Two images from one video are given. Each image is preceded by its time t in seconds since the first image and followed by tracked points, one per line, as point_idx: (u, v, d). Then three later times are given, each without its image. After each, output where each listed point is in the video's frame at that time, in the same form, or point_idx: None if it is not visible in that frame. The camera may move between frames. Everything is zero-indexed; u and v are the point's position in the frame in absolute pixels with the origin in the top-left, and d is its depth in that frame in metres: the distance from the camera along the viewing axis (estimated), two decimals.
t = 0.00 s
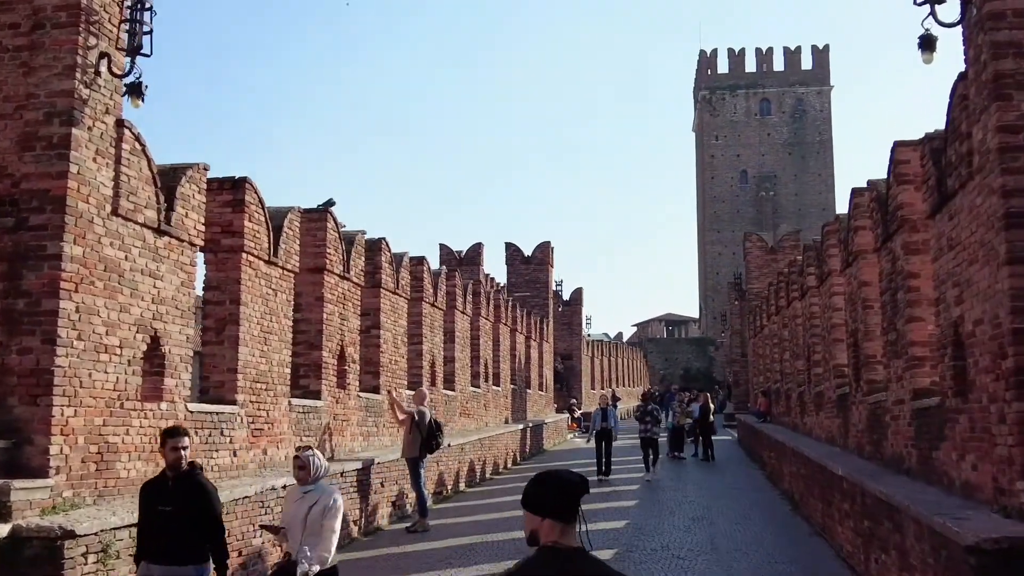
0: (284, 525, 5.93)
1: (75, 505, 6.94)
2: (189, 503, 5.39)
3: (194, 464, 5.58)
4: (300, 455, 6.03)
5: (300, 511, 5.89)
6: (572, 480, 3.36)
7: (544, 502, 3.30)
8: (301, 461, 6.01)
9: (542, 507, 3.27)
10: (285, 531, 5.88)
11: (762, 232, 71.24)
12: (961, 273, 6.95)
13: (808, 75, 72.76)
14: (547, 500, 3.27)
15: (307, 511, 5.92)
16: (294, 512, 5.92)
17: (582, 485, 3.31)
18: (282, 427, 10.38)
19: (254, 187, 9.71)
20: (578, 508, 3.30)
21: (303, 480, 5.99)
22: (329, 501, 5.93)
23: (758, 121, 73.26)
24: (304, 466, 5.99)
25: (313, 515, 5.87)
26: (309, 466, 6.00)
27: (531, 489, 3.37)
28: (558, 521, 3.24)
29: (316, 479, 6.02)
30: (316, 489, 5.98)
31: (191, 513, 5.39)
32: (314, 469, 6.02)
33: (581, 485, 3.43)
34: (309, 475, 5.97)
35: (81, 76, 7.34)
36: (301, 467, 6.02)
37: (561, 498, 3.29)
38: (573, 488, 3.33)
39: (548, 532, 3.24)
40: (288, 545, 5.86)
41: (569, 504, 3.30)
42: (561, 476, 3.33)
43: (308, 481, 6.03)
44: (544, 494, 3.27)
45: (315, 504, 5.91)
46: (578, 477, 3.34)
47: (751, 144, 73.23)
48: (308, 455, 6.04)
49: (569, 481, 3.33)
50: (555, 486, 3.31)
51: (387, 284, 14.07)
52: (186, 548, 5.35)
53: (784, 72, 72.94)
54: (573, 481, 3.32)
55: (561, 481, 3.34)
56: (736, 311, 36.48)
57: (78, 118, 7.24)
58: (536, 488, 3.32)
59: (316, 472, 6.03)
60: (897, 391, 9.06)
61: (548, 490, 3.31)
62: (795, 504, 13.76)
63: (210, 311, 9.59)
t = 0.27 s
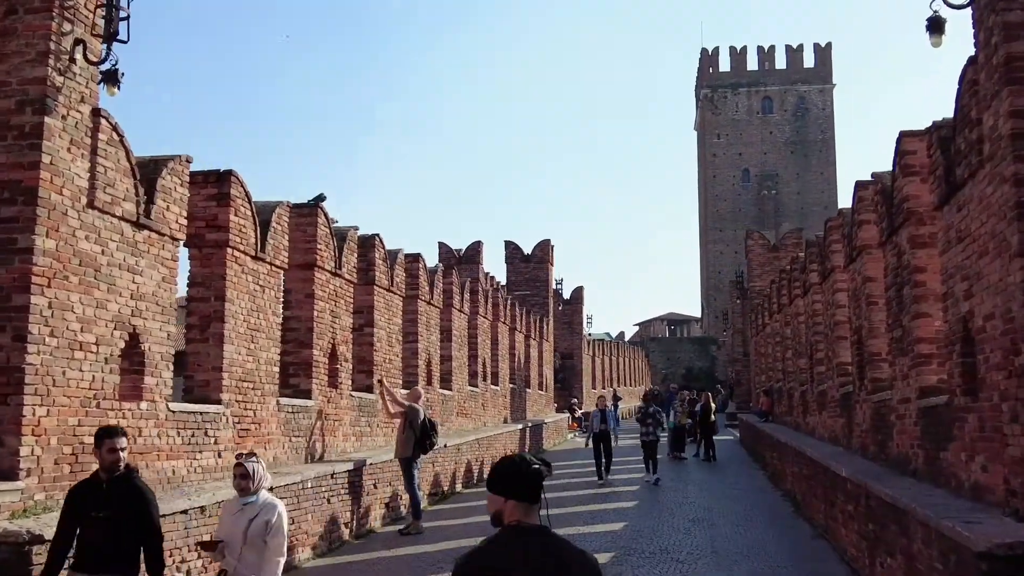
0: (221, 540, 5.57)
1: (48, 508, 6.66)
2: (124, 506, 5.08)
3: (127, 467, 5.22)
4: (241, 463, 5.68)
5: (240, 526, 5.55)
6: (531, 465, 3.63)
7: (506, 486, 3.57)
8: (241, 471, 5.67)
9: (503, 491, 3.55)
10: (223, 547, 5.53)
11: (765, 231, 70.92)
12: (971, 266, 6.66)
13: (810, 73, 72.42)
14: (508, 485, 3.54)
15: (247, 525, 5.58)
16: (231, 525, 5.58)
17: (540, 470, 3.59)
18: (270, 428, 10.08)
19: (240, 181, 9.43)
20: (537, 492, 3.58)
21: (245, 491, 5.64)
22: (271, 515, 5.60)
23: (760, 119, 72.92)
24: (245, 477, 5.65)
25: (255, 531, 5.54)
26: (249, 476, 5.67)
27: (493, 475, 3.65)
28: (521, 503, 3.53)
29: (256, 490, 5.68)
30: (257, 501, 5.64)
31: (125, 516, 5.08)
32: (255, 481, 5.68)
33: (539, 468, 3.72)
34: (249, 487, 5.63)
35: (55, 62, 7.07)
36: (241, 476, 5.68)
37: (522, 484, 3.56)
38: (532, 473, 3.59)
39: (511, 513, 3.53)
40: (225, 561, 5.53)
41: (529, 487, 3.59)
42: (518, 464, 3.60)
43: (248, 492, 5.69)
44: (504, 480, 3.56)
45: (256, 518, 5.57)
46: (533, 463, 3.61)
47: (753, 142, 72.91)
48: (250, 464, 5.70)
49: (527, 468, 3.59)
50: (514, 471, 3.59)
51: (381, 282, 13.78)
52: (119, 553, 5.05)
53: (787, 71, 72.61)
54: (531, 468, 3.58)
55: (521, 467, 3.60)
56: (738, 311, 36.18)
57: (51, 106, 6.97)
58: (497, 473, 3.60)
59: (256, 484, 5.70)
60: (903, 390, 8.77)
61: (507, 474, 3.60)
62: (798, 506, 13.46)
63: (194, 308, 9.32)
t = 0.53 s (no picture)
0: (148, 558, 4.90)
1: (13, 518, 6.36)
2: (53, 519, 4.79)
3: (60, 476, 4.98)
4: (171, 473, 4.97)
5: (170, 543, 4.86)
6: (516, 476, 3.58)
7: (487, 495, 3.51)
8: (171, 481, 4.95)
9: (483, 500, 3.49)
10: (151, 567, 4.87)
11: (766, 232, 70.63)
12: (979, 263, 6.37)
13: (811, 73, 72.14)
14: (490, 495, 3.49)
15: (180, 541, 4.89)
16: (162, 543, 4.90)
17: (525, 481, 3.54)
18: (254, 433, 9.80)
19: (221, 178, 9.14)
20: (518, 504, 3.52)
21: (175, 502, 4.95)
22: (206, 532, 4.92)
23: (761, 120, 72.64)
24: (176, 487, 4.95)
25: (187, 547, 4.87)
26: (180, 486, 4.96)
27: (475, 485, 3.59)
28: (500, 514, 3.45)
29: (188, 501, 4.99)
30: (191, 514, 4.96)
31: (54, 530, 4.79)
32: (186, 491, 4.99)
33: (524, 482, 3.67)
34: (180, 498, 4.93)
35: (23, 53, 6.78)
36: (170, 487, 4.97)
37: (503, 495, 3.50)
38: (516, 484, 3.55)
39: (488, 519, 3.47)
40: None
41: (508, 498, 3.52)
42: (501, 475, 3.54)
43: (178, 504, 4.98)
44: (485, 489, 3.50)
45: (190, 534, 4.90)
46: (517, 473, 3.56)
47: (754, 143, 72.62)
48: (181, 473, 4.99)
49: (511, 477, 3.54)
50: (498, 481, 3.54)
51: (372, 282, 13.48)
52: (46, 567, 4.75)
53: (787, 71, 72.32)
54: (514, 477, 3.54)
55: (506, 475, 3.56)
56: (739, 312, 35.88)
57: (18, 99, 6.67)
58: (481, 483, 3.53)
59: (188, 494, 5.00)
60: (906, 393, 8.48)
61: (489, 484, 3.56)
62: (799, 511, 13.15)
63: (174, 310, 9.03)
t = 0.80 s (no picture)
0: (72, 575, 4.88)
1: None
2: None
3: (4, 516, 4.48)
4: (97, 485, 4.98)
5: (96, 559, 4.87)
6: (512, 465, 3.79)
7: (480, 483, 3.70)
8: (98, 495, 4.96)
9: (477, 482, 3.69)
10: None
11: (767, 231, 70.33)
12: (988, 254, 6.08)
13: (812, 72, 71.84)
14: (483, 479, 3.68)
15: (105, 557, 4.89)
16: (85, 562, 4.87)
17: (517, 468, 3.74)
18: (239, 433, 9.52)
19: (203, 170, 8.87)
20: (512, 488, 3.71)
21: (100, 517, 4.95)
22: (132, 554, 4.89)
23: (762, 119, 72.35)
24: (102, 501, 4.95)
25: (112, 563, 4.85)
26: (107, 500, 4.97)
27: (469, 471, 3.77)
28: (491, 497, 3.65)
29: (115, 516, 5.00)
30: (117, 529, 4.97)
31: None
32: (113, 505, 5.00)
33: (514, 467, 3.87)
34: (106, 513, 4.94)
35: None
36: (97, 502, 4.98)
37: (496, 479, 3.70)
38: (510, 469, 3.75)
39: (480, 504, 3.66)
40: None
41: (500, 481, 3.71)
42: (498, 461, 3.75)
43: (106, 519, 4.99)
44: (480, 472, 3.69)
45: (114, 555, 4.86)
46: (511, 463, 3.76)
47: (755, 142, 72.32)
48: (108, 486, 5.01)
49: (504, 463, 3.74)
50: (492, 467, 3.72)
51: (364, 279, 13.19)
52: None
53: (789, 69, 72.02)
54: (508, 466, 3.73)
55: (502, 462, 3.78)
56: (740, 311, 35.59)
57: None
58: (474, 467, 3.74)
59: (115, 509, 5.01)
60: (911, 390, 8.19)
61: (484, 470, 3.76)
62: (801, 512, 12.86)
63: (154, 306, 8.75)
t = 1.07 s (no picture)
0: None
1: None
2: None
3: None
4: (5, 499, 4.82)
5: None
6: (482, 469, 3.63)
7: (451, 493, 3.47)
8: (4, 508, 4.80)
9: (446, 496, 3.47)
10: None
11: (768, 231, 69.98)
12: (998, 250, 5.79)
13: (813, 71, 71.52)
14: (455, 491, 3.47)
15: None
16: None
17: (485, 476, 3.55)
18: (221, 436, 9.22)
19: (182, 164, 8.58)
20: (482, 497, 3.49)
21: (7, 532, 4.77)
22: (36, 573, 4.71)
23: (763, 118, 72.03)
24: (8, 516, 4.78)
25: None
26: (13, 515, 4.80)
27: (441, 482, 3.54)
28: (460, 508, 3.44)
29: (22, 532, 4.81)
30: (23, 546, 4.78)
31: None
32: (22, 520, 4.82)
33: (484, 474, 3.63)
34: (12, 529, 4.76)
35: None
36: (4, 515, 4.81)
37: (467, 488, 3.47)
38: (480, 479, 3.55)
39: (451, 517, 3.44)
40: None
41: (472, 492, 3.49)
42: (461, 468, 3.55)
43: (13, 536, 4.81)
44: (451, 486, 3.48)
45: None
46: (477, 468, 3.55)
47: (756, 141, 72.00)
48: (16, 500, 4.83)
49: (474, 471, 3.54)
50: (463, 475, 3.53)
51: (354, 278, 12.88)
52: None
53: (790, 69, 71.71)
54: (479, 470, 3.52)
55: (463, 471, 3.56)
56: (740, 311, 35.29)
57: None
58: (440, 481, 3.52)
59: (25, 524, 4.84)
60: (915, 393, 7.90)
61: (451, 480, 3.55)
62: (801, 517, 12.56)
63: (131, 305, 8.46)
